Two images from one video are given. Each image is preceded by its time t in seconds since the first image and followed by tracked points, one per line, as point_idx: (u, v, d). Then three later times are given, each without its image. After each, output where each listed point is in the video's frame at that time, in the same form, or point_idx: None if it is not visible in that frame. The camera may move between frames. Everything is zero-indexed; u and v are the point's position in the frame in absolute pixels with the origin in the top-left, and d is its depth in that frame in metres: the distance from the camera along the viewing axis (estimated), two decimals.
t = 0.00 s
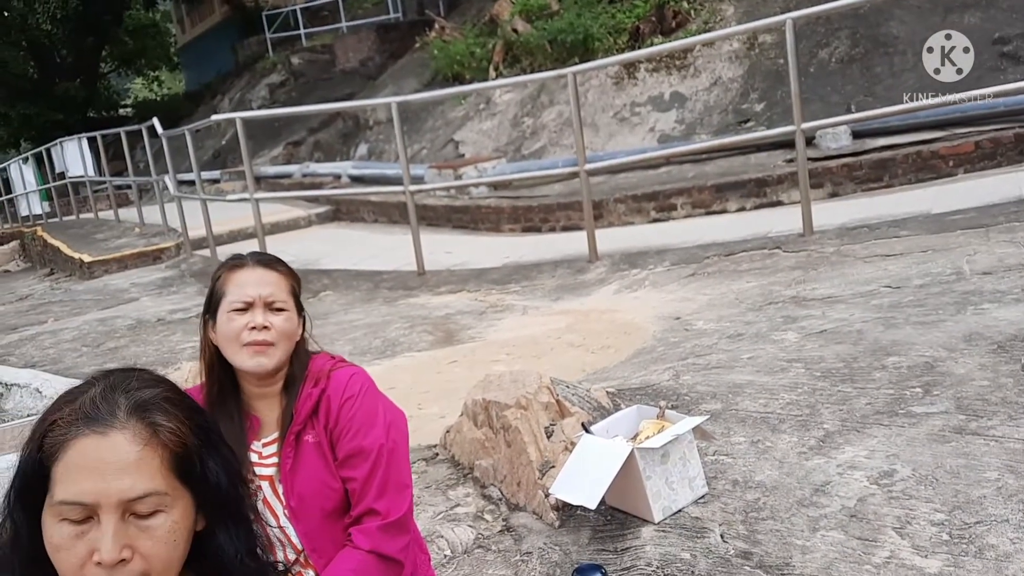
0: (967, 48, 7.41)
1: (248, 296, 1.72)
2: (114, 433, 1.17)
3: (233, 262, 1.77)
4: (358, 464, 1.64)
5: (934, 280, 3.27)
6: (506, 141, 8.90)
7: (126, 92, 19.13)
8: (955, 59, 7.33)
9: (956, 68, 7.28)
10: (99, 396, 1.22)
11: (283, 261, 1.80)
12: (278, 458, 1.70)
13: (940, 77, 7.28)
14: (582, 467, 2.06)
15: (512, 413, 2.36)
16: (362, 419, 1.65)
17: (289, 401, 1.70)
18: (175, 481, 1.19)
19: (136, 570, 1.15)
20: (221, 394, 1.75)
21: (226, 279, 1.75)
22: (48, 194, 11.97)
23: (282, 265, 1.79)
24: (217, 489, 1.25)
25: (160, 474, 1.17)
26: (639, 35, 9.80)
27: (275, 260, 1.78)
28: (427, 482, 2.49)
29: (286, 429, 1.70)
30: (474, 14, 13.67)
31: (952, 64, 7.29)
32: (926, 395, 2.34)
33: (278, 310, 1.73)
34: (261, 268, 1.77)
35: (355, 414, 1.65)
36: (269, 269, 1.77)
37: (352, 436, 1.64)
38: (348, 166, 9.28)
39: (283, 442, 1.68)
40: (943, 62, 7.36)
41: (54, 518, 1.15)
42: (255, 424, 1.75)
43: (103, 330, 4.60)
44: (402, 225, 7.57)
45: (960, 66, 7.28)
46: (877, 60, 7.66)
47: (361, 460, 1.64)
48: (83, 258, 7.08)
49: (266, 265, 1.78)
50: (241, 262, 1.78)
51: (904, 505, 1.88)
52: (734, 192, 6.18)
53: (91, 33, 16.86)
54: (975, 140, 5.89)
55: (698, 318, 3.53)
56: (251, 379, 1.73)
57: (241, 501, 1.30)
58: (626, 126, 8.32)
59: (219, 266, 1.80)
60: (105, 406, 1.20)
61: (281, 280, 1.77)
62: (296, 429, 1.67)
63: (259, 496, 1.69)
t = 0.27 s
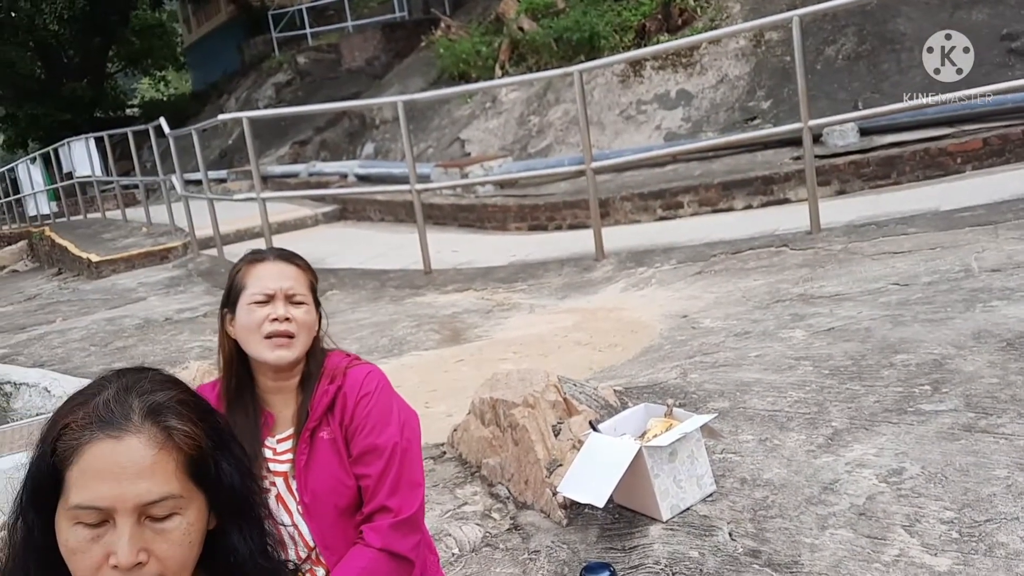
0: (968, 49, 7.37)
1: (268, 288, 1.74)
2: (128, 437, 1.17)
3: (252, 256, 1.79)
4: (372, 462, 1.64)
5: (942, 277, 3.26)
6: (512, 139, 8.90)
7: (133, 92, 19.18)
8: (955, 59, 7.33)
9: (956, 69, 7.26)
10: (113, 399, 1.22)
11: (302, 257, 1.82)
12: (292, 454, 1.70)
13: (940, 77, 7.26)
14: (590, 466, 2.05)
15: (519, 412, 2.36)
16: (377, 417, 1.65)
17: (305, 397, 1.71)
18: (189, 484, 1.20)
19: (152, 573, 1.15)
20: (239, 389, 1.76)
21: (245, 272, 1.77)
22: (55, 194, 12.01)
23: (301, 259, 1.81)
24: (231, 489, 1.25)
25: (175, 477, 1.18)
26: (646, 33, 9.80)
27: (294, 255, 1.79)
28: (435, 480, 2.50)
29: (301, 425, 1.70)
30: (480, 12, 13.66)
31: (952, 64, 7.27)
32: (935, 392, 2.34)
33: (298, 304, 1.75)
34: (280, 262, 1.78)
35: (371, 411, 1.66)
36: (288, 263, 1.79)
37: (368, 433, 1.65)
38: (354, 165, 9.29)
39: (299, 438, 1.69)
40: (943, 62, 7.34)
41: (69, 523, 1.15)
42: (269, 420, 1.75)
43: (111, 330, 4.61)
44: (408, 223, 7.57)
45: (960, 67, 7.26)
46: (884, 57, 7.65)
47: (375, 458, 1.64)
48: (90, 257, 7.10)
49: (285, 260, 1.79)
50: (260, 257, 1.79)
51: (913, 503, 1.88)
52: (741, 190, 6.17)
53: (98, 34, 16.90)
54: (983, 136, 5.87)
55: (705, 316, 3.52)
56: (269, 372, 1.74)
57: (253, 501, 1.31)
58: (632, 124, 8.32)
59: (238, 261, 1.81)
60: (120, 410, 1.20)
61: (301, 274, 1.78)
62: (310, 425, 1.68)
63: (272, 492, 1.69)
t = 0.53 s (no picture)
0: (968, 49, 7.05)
1: (282, 291, 1.74)
2: (134, 440, 1.17)
3: (267, 256, 1.79)
4: (382, 463, 1.65)
5: (949, 276, 3.25)
6: (518, 138, 8.90)
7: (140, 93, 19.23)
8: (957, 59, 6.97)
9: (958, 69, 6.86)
10: (120, 401, 1.22)
11: (316, 258, 1.81)
12: (303, 453, 1.71)
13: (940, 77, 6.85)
14: (596, 466, 2.06)
15: (525, 411, 2.36)
16: (389, 418, 1.66)
17: (317, 396, 1.71)
18: (196, 486, 1.20)
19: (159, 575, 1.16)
20: (251, 388, 1.76)
21: (259, 273, 1.77)
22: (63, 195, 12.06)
23: (315, 261, 1.80)
24: (238, 492, 1.26)
25: (182, 481, 1.18)
26: (651, 32, 9.81)
27: (309, 256, 1.79)
28: (441, 480, 2.50)
29: (312, 425, 1.70)
30: (485, 12, 13.66)
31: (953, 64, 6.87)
32: (942, 391, 2.33)
33: (312, 306, 1.75)
34: (295, 263, 1.78)
35: (382, 413, 1.66)
36: (302, 265, 1.78)
37: (379, 435, 1.65)
38: (360, 165, 9.30)
39: (309, 438, 1.69)
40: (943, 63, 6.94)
41: (76, 524, 1.16)
42: (280, 419, 1.76)
43: (119, 330, 4.63)
44: (414, 223, 7.57)
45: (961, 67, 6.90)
46: (890, 55, 7.63)
47: (386, 459, 1.64)
48: (98, 258, 7.13)
49: (299, 261, 1.79)
50: (275, 257, 1.79)
51: (921, 502, 1.87)
52: (747, 188, 6.17)
53: (105, 35, 16.96)
54: (991, 134, 5.85)
55: (711, 315, 3.52)
56: (281, 373, 1.74)
57: (260, 502, 1.31)
58: (638, 123, 8.32)
59: (253, 260, 1.81)
60: (126, 412, 1.20)
61: (315, 276, 1.78)
62: (322, 425, 1.68)
63: (282, 490, 1.71)
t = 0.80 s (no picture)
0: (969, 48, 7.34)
1: (294, 292, 1.76)
2: (151, 439, 1.19)
3: (276, 258, 1.81)
4: (395, 460, 1.66)
5: (952, 274, 3.27)
6: (519, 138, 8.91)
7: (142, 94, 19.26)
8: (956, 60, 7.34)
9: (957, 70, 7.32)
10: (136, 399, 1.24)
11: (326, 258, 1.84)
12: (317, 450, 1.72)
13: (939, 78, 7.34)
14: (603, 463, 2.07)
15: (532, 409, 2.38)
16: (402, 417, 1.67)
17: (332, 394, 1.73)
18: (213, 484, 1.22)
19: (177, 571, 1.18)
20: (266, 389, 1.78)
21: (270, 275, 1.79)
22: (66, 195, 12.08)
23: (324, 260, 1.82)
24: (254, 489, 1.27)
25: (198, 478, 1.20)
26: (652, 31, 9.80)
27: (318, 256, 1.81)
28: (448, 477, 2.52)
29: (326, 423, 1.72)
30: (486, 12, 13.68)
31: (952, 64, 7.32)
32: (946, 388, 2.35)
33: (323, 306, 1.77)
34: (304, 264, 1.80)
35: (395, 411, 1.68)
36: (312, 265, 1.80)
37: (391, 433, 1.67)
38: (362, 165, 9.32)
39: (323, 435, 1.71)
40: (943, 62, 7.38)
41: (95, 521, 1.18)
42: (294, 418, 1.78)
43: (124, 329, 4.65)
44: (417, 223, 7.59)
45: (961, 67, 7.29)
46: (891, 54, 7.64)
47: (398, 457, 1.66)
48: (102, 258, 7.15)
49: (309, 261, 1.81)
50: (284, 258, 1.81)
51: (926, 498, 1.89)
52: (749, 187, 6.18)
53: (107, 35, 16.99)
54: (992, 132, 5.87)
55: (715, 313, 3.53)
56: (296, 373, 1.76)
57: (275, 499, 1.33)
58: (640, 122, 8.33)
59: (262, 262, 1.83)
60: (143, 411, 1.22)
61: (325, 275, 1.80)
62: (336, 423, 1.70)
63: (295, 487, 1.72)
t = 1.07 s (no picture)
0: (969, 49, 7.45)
1: (287, 292, 1.75)
2: (138, 441, 1.19)
3: (269, 258, 1.80)
4: (392, 463, 1.66)
5: (952, 275, 3.25)
6: (521, 137, 8.90)
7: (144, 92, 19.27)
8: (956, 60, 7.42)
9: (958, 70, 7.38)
10: (123, 401, 1.23)
11: (319, 257, 1.82)
12: (313, 452, 1.72)
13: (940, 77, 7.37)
14: (599, 464, 2.06)
15: (529, 410, 2.37)
16: (399, 419, 1.66)
17: (328, 395, 1.72)
18: (200, 487, 1.21)
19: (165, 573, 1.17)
20: (262, 391, 1.78)
21: (263, 276, 1.78)
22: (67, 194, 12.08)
23: (317, 259, 1.81)
24: (243, 492, 1.27)
25: (186, 481, 1.19)
26: (655, 30, 9.76)
27: (311, 255, 1.80)
28: (446, 479, 2.51)
29: (322, 425, 1.71)
30: (488, 11, 13.68)
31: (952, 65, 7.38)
32: (944, 390, 2.34)
33: (317, 306, 1.76)
34: (298, 263, 1.79)
35: (392, 414, 1.67)
36: (305, 264, 1.79)
37: (388, 435, 1.66)
38: (363, 163, 9.31)
39: (320, 437, 1.70)
40: (943, 62, 7.43)
41: (81, 524, 1.18)
42: (292, 419, 1.77)
43: (124, 328, 4.65)
44: (418, 222, 7.58)
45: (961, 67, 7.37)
46: (894, 53, 7.61)
47: (395, 459, 1.66)
48: (102, 257, 7.14)
49: (302, 261, 1.80)
50: (278, 259, 1.80)
51: (922, 501, 1.88)
52: (751, 186, 6.16)
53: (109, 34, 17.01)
54: (994, 132, 5.85)
55: (715, 313, 3.52)
56: (292, 374, 1.76)
57: (265, 503, 1.32)
58: (642, 121, 8.32)
59: (256, 263, 1.82)
60: (131, 413, 1.21)
61: (319, 275, 1.79)
62: (332, 425, 1.69)
63: (291, 489, 1.72)
